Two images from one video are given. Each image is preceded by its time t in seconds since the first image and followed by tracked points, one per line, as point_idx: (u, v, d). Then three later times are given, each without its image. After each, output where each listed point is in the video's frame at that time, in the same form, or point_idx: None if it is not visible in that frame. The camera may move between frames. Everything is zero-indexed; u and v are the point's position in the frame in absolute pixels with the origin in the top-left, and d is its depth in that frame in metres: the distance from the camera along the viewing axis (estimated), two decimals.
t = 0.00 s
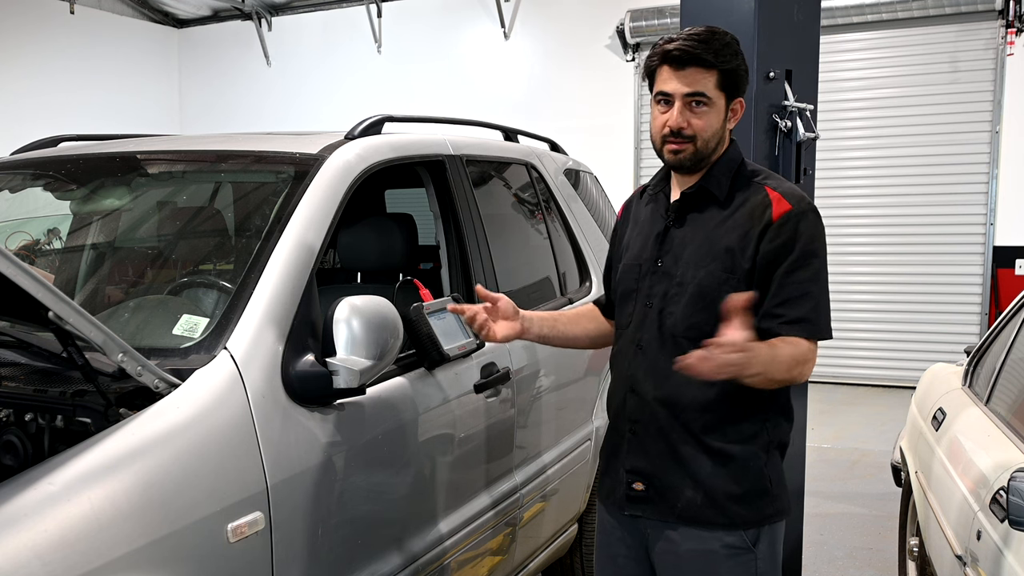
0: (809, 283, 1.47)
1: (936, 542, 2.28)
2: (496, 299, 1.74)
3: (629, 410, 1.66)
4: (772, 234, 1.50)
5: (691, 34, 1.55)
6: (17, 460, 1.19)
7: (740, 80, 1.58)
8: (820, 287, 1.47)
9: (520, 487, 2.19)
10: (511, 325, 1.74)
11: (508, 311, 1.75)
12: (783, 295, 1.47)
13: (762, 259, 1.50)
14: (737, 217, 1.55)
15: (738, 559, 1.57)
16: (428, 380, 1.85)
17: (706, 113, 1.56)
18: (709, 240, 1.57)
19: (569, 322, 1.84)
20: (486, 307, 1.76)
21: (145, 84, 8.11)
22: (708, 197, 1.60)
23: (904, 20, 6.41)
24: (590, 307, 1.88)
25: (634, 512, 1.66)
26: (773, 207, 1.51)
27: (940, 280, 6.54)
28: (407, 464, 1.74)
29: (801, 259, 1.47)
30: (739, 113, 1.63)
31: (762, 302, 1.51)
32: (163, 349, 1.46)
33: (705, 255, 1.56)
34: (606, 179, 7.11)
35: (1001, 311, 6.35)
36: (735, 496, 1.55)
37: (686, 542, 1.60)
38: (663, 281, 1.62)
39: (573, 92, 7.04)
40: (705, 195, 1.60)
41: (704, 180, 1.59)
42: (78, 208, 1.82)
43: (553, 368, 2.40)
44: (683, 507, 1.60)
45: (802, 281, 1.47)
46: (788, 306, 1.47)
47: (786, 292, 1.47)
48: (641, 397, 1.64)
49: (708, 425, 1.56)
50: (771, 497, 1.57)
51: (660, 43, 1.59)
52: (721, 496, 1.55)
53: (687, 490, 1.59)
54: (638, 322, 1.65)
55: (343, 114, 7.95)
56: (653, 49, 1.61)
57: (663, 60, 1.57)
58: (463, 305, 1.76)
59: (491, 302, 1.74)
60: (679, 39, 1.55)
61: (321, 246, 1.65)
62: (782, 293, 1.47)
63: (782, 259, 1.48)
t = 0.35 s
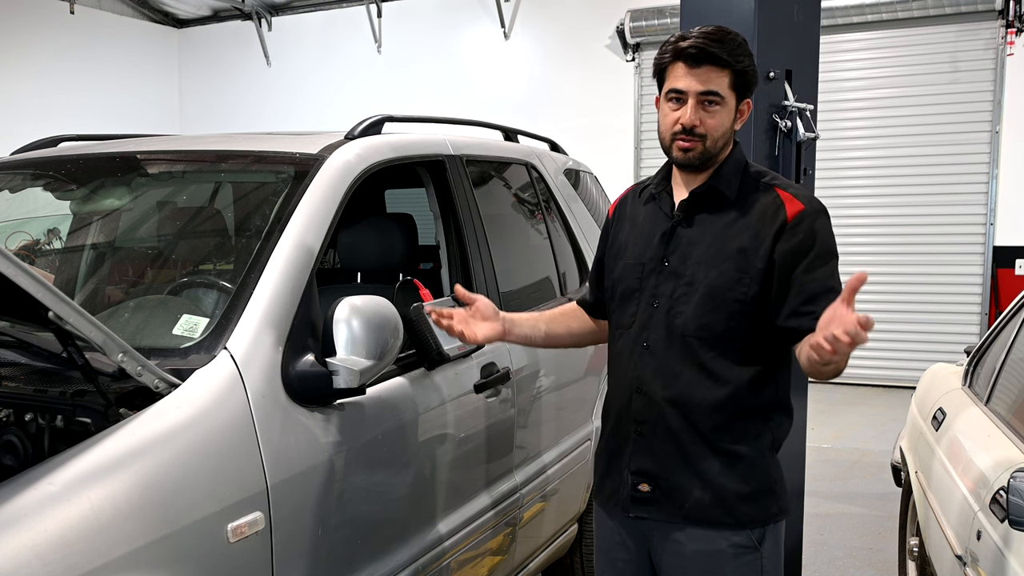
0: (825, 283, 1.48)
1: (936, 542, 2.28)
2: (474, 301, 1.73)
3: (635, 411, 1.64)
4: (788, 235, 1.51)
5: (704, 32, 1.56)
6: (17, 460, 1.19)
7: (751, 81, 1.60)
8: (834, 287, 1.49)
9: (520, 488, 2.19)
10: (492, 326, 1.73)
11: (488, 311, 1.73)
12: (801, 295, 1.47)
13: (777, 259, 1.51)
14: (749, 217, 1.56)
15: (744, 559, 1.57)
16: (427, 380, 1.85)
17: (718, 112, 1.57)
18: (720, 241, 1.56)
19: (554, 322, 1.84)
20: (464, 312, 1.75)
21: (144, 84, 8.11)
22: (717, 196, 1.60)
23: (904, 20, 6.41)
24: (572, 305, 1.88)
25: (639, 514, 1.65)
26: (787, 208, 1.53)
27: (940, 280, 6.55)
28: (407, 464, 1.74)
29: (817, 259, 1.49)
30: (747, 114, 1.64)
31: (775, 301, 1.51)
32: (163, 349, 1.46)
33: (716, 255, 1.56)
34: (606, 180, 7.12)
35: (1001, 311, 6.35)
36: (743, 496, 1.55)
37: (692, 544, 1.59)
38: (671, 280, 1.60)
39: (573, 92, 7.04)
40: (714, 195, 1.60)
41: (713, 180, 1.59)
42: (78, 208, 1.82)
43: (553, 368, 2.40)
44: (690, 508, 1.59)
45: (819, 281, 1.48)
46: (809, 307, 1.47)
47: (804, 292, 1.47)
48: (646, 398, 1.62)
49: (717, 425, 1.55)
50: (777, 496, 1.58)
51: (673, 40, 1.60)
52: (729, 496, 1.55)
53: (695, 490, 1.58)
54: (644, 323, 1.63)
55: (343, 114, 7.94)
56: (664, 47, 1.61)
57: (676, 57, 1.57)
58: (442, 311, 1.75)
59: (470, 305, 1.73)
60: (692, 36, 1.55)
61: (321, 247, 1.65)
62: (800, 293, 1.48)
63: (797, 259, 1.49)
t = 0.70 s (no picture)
0: (831, 284, 1.48)
1: (936, 542, 2.28)
2: (483, 310, 1.73)
3: (640, 411, 1.64)
4: (794, 236, 1.51)
5: (718, 31, 1.57)
6: (17, 460, 1.19)
7: (762, 83, 1.60)
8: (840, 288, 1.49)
9: (520, 488, 2.19)
10: (501, 334, 1.74)
11: (496, 320, 1.73)
12: (808, 296, 1.47)
13: (783, 260, 1.51)
14: (755, 217, 1.56)
15: (751, 559, 1.57)
16: (427, 380, 1.85)
17: (729, 112, 1.57)
18: (726, 240, 1.56)
19: (560, 326, 1.85)
20: (473, 321, 1.74)
21: (144, 84, 8.11)
22: (723, 196, 1.60)
23: (904, 20, 6.41)
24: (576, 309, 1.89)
25: (642, 514, 1.64)
26: (793, 210, 1.53)
27: (940, 280, 6.55)
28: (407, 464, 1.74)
29: (823, 260, 1.49)
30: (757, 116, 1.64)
31: (780, 302, 1.51)
32: (163, 349, 1.46)
33: (722, 255, 1.56)
34: (606, 180, 7.12)
35: (1001, 311, 6.35)
36: (747, 496, 1.55)
37: (697, 545, 1.59)
38: (676, 279, 1.60)
39: (573, 92, 7.04)
40: (719, 194, 1.60)
41: (720, 179, 1.59)
42: (78, 208, 1.82)
43: (553, 368, 2.40)
44: (695, 507, 1.58)
45: (825, 282, 1.48)
46: (816, 307, 1.47)
47: (811, 293, 1.47)
48: (651, 397, 1.62)
49: (722, 425, 1.55)
50: (781, 495, 1.58)
51: (686, 37, 1.60)
52: (734, 496, 1.55)
53: (699, 490, 1.58)
54: (648, 321, 1.63)
55: (343, 114, 7.95)
56: (678, 44, 1.62)
57: (690, 54, 1.57)
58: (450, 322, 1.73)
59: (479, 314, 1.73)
60: (706, 34, 1.56)
61: (321, 247, 1.65)
62: (807, 294, 1.47)
63: (803, 261, 1.49)
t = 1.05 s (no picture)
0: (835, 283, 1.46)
1: (936, 542, 2.28)
2: (492, 317, 1.76)
3: (641, 409, 1.64)
4: (795, 233, 1.49)
5: (718, 29, 1.56)
6: (17, 460, 1.19)
7: (763, 80, 1.59)
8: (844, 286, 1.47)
9: (520, 487, 2.19)
10: (511, 340, 1.74)
11: (506, 325, 1.76)
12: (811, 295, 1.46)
13: (784, 258, 1.49)
14: (758, 215, 1.55)
15: (752, 561, 1.57)
16: (427, 380, 1.85)
17: (728, 110, 1.57)
18: (728, 239, 1.56)
19: (570, 329, 1.83)
20: (482, 328, 1.76)
21: (144, 84, 8.11)
22: (726, 194, 1.59)
23: (904, 20, 6.41)
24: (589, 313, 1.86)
25: (643, 513, 1.64)
26: (795, 208, 1.52)
27: (940, 280, 6.55)
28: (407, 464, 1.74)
29: (826, 259, 1.47)
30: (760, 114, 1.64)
31: (782, 300, 1.50)
32: (163, 348, 1.46)
33: (724, 253, 1.55)
34: (606, 180, 7.12)
35: (1001, 311, 6.35)
36: (748, 497, 1.55)
37: (698, 545, 1.59)
38: (679, 278, 1.61)
39: (573, 92, 7.04)
40: (722, 193, 1.59)
41: (724, 178, 1.59)
42: (78, 208, 1.82)
43: (553, 368, 2.40)
44: (695, 507, 1.59)
45: (828, 280, 1.46)
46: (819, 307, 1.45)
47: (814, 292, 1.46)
48: (653, 396, 1.62)
49: (723, 425, 1.55)
50: (783, 497, 1.57)
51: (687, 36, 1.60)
52: (735, 496, 1.55)
53: (700, 490, 1.58)
54: (651, 319, 1.64)
55: (343, 114, 7.94)
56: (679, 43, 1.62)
57: (690, 53, 1.57)
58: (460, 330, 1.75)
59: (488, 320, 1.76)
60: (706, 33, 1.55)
61: (321, 247, 1.65)
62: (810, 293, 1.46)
63: (805, 259, 1.48)
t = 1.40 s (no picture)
0: (835, 285, 1.42)
1: (936, 542, 2.28)
2: (527, 331, 1.80)
3: (650, 412, 1.67)
4: (793, 235, 1.45)
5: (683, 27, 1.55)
6: (17, 460, 1.19)
7: (732, 67, 1.49)
8: (846, 288, 1.42)
9: (520, 487, 2.19)
10: (546, 354, 1.79)
11: (540, 339, 1.80)
12: (809, 299, 1.42)
13: (781, 260, 1.46)
14: (758, 217, 1.52)
15: (754, 564, 1.56)
16: (427, 379, 1.85)
17: (684, 105, 1.53)
18: (730, 241, 1.55)
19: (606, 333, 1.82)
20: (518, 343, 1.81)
21: (144, 84, 8.11)
22: (729, 194, 1.57)
23: (904, 20, 6.41)
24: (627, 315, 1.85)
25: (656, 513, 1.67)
26: (795, 208, 1.46)
27: (940, 279, 6.55)
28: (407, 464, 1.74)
29: (825, 260, 1.42)
30: (740, 101, 1.52)
31: (782, 303, 1.46)
32: (163, 348, 1.46)
33: (725, 255, 1.54)
34: (606, 180, 7.12)
35: (1001, 311, 6.35)
36: (753, 502, 1.54)
37: (702, 546, 1.60)
38: (686, 281, 1.61)
39: (573, 91, 7.04)
40: (725, 193, 1.58)
41: (723, 179, 1.57)
42: (78, 208, 1.82)
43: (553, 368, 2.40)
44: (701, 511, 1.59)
45: (827, 283, 1.41)
46: (817, 312, 1.41)
47: (813, 296, 1.42)
48: (660, 399, 1.64)
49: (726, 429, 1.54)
50: (793, 503, 1.55)
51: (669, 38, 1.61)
52: (739, 501, 1.55)
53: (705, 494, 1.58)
54: (660, 324, 1.66)
55: (343, 114, 7.94)
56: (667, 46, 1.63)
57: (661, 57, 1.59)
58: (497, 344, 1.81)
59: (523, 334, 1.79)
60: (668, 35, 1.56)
61: (321, 248, 1.64)
62: (808, 297, 1.42)
63: (803, 260, 1.43)
